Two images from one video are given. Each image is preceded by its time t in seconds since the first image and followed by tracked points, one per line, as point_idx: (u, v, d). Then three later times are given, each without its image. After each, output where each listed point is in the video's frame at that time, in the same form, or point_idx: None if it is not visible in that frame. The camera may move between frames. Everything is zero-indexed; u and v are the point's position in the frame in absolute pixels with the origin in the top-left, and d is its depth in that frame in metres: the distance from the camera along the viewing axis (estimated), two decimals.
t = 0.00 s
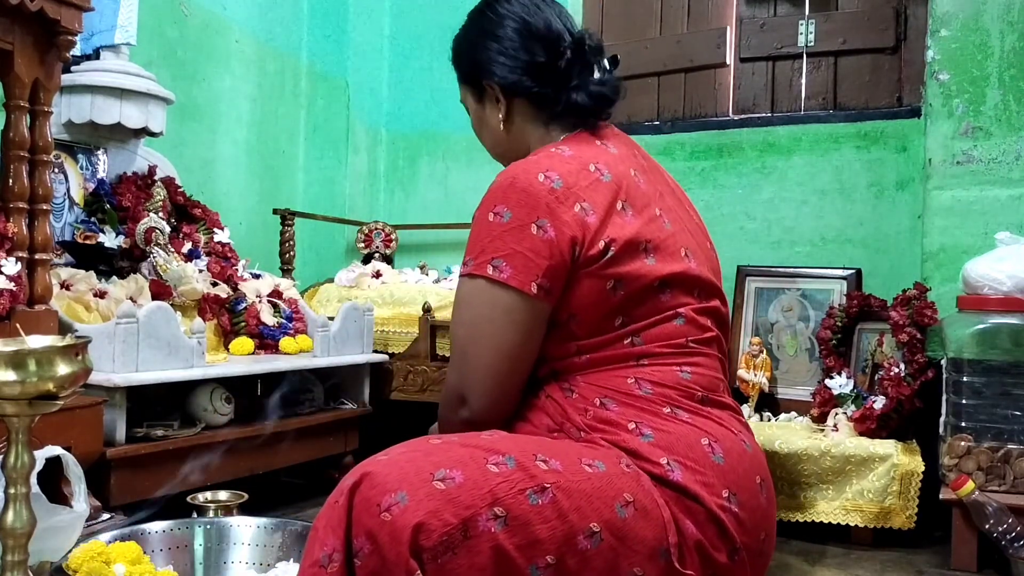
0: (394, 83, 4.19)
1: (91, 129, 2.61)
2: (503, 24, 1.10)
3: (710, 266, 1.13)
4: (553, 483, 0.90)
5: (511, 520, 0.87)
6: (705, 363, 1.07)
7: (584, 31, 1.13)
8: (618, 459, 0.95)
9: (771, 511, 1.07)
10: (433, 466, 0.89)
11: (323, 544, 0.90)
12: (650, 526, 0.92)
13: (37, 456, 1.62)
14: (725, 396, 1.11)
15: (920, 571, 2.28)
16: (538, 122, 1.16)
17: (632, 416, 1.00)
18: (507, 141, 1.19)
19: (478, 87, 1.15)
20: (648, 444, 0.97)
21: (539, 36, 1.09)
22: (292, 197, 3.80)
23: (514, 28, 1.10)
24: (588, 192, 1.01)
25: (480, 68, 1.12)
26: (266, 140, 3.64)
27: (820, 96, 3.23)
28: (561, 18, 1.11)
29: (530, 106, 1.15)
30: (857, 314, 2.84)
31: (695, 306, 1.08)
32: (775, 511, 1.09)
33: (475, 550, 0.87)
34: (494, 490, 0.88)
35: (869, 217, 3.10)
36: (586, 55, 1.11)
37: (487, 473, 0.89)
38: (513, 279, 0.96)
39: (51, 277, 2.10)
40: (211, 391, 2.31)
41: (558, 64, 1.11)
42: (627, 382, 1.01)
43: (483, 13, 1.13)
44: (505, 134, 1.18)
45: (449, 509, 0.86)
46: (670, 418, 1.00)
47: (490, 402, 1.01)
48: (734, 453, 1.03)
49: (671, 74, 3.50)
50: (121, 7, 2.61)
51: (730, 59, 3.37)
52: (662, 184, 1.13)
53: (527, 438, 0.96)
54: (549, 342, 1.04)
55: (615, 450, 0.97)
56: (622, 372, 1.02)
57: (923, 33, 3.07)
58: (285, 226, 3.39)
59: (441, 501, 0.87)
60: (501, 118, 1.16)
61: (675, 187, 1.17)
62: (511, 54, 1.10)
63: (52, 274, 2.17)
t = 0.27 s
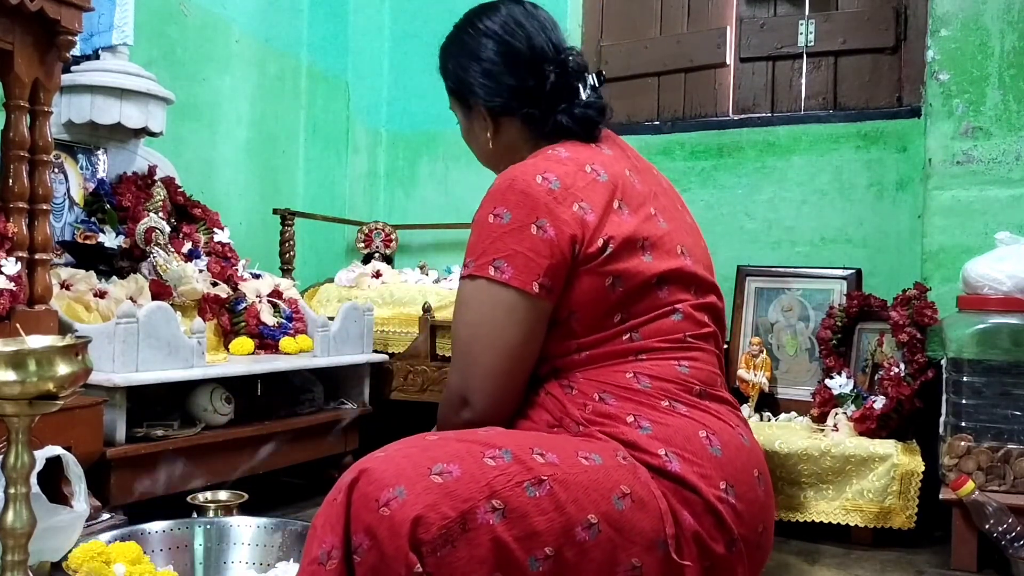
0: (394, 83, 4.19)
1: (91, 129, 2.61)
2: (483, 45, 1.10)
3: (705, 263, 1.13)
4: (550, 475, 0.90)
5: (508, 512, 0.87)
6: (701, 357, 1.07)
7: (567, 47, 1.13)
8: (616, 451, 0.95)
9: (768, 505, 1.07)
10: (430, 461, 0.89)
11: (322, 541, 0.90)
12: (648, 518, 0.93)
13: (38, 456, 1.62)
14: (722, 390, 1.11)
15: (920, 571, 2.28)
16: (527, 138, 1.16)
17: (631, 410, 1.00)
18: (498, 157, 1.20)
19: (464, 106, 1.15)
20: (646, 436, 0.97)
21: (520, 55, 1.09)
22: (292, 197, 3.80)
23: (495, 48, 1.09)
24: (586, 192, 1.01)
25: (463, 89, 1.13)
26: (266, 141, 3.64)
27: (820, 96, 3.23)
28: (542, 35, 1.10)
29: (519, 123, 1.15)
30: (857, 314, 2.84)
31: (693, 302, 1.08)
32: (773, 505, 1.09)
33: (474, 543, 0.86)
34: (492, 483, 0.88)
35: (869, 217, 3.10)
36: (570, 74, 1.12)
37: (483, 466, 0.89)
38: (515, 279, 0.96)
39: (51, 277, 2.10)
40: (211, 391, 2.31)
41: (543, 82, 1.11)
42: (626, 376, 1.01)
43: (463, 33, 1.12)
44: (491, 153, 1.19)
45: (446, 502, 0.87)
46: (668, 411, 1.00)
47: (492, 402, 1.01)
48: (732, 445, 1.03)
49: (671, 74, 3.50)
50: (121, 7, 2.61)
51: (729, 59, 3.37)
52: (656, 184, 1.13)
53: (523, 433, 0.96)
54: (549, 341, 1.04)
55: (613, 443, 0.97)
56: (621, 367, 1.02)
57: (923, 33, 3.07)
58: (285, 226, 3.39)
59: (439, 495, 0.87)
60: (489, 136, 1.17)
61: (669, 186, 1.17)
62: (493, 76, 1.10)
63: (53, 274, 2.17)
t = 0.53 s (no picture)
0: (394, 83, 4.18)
1: (91, 129, 2.61)
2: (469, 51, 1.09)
3: (696, 260, 1.13)
4: (544, 470, 0.90)
5: (503, 508, 0.87)
6: (693, 354, 1.07)
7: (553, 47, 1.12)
8: (608, 447, 0.95)
9: (762, 499, 1.07)
10: (424, 458, 0.89)
11: (318, 540, 0.89)
12: (641, 512, 0.93)
13: (37, 456, 1.62)
14: (714, 387, 1.11)
15: (919, 571, 2.28)
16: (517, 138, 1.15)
17: (623, 406, 1.00)
18: (489, 157, 1.19)
19: (453, 111, 1.14)
20: (638, 432, 0.97)
21: (507, 59, 1.08)
22: (292, 197, 3.80)
23: (482, 52, 1.08)
24: (574, 194, 1.01)
25: (451, 95, 1.12)
26: (266, 141, 3.64)
27: (820, 96, 3.23)
28: (529, 37, 1.10)
29: (509, 126, 1.14)
30: (857, 314, 2.84)
31: (684, 300, 1.08)
32: (767, 499, 1.09)
33: (469, 539, 0.86)
34: (485, 478, 0.88)
35: (869, 217, 3.10)
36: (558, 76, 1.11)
37: (478, 462, 0.89)
38: (505, 283, 0.96)
39: (50, 277, 2.10)
40: (211, 390, 2.31)
41: (531, 85, 1.10)
42: (618, 374, 1.02)
43: (449, 37, 1.11)
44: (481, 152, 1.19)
45: (441, 498, 0.86)
46: (660, 407, 1.00)
47: (485, 404, 1.00)
48: (724, 440, 1.03)
49: (671, 74, 3.50)
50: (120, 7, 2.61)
51: (730, 59, 3.37)
52: (645, 184, 1.12)
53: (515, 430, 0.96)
54: (542, 342, 1.04)
55: (605, 439, 0.97)
56: (613, 365, 1.02)
57: (923, 33, 3.07)
58: (285, 226, 3.38)
59: (433, 491, 0.87)
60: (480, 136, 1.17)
61: (658, 185, 1.17)
62: (481, 81, 1.09)
63: (52, 274, 2.17)
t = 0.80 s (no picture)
0: (394, 83, 4.19)
1: (91, 128, 2.61)
2: (491, 33, 1.10)
3: (707, 264, 1.13)
4: (549, 482, 0.90)
5: (505, 519, 0.87)
6: (703, 362, 1.07)
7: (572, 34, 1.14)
8: (615, 458, 0.95)
9: (768, 510, 1.07)
10: (428, 465, 0.89)
11: (320, 543, 0.89)
12: (647, 525, 0.93)
13: (37, 456, 1.62)
14: (723, 394, 1.11)
15: (920, 571, 2.28)
16: (534, 124, 1.16)
17: (631, 415, 1.00)
18: (503, 148, 1.19)
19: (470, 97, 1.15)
20: (645, 443, 0.98)
21: (528, 39, 1.10)
22: (292, 197, 3.80)
23: (502, 33, 1.10)
24: (586, 194, 1.01)
25: (471, 77, 1.13)
26: (266, 140, 3.64)
27: (820, 96, 3.23)
28: (549, 23, 1.12)
29: (526, 112, 1.15)
30: (857, 314, 2.84)
31: (694, 306, 1.08)
32: (773, 509, 1.09)
33: (470, 549, 0.86)
34: (489, 488, 0.88)
35: (869, 217, 3.10)
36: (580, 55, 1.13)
37: (482, 471, 0.89)
38: (513, 283, 0.96)
39: (50, 277, 2.10)
40: (211, 391, 2.31)
41: (553, 64, 1.11)
42: (626, 381, 1.01)
43: (468, 22, 1.13)
44: (502, 143, 1.18)
45: (444, 508, 0.86)
46: (668, 417, 1.00)
47: (492, 403, 1.00)
48: (733, 451, 1.03)
49: (671, 74, 3.50)
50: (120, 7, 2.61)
51: (730, 59, 3.37)
52: (659, 184, 1.13)
53: (522, 436, 0.96)
54: (549, 345, 1.03)
55: (613, 449, 0.97)
56: (621, 372, 1.02)
57: (923, 33, 3.07)
58: (285, 226, 3.39)
59: (436, 500, 0.87)
60: (497, 125, 1.16)
61: (671, 184, 1.17)
62: (503, 60, 1.10)
63: (52, 274, 2.17)
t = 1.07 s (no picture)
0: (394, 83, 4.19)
1: (92, 129, 2.61)
2: (473, 48, 1.09)
3: (699, 263, 1.13)
4: (544, 478, 0.89)
5: (502, 515, 0.87)
6: (696, 359, 1.07)
7: (559, 50, 1.11)
8: (610, 455, 0.95)
9: (766, 505, 1.06)
10: (424, 463, 0.89)
11: (317, 542, 0.89)
12: (643, 522, 0.92)
13: (37, 456, 1.62)
14: (717, 391, 1.11)
15: (920, 571, 2.28)
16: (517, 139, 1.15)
17: (625, 413, 1.00)
18: (491, 156, 1.19)
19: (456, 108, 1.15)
20: (640, 440, 0.97)
21: (510, 58, 1.08)
22: (293, 197, 3.80)
23: (485, 52, 1.08)
24: (573, 198, 1.01)
25: (454, 91, 1.12)
26: (267, 140, 3.64)
27: (820, 96, 3.23)
28: (534, 37, 1.09)
29: (510, 127, 1.14)
30: (857, 314, 2.84)
31: (685, 304, 1.08)
32: (770, 505, 1.09)
33: (467, 546, 0.86)
34: (485, 486, 0.88)
35: (869, 217, 3.10)
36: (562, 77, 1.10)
37: (478, 468, 0.89)
38: (503, 287, 0.96)
39: (51, 277, 2.10)
40: (211, 391, 2.31)
41: (533, 86, 1.09)
42: (619, 380, 1.01)
43: (455, 32, 1.11)
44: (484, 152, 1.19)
45: (440, 505, 0.86)
46: (662, 415, 1.00)
47: (486, 406, 1.00)
48: (727, 447, 1.03)
49: (671, 74, 3.50)
50: (121, 7, 2.61)
51: (730, 59, 3.37)
52: (650, 185, 1.13)
53: (517, 435, 0.96)
54: (541, 346, 1.04)
55: (607, 446, 0.97)
56: (615, 371, 1.02)
57: (923, 33, 3.07)
58: (285, 226, 3.39)
59: (432, 497, 0.87)
60: (482, 134, 1.16)
61: (664, 186, 1.17)
62: (483, 79, 1.09)
63: (53, 274, 2.17)
